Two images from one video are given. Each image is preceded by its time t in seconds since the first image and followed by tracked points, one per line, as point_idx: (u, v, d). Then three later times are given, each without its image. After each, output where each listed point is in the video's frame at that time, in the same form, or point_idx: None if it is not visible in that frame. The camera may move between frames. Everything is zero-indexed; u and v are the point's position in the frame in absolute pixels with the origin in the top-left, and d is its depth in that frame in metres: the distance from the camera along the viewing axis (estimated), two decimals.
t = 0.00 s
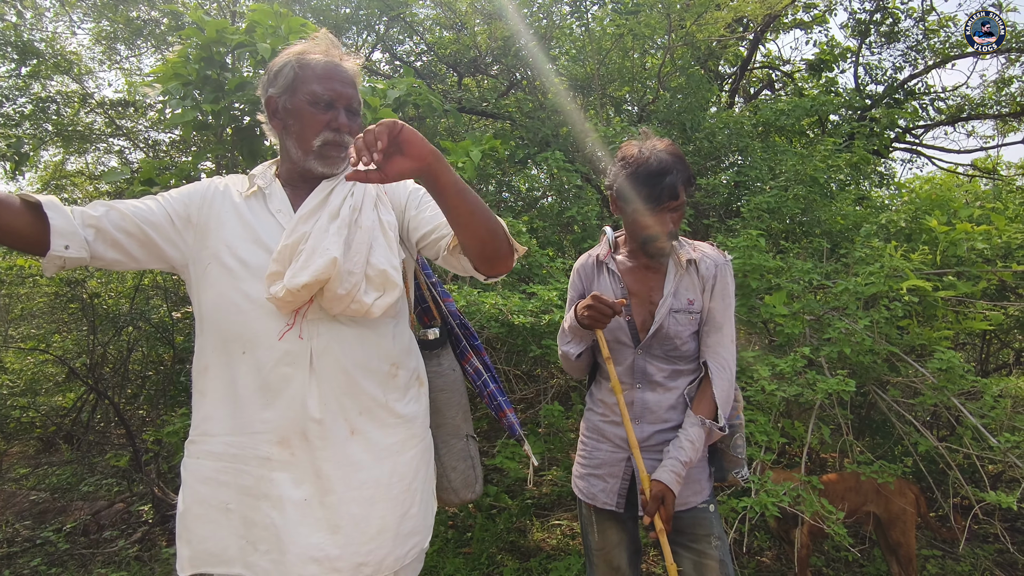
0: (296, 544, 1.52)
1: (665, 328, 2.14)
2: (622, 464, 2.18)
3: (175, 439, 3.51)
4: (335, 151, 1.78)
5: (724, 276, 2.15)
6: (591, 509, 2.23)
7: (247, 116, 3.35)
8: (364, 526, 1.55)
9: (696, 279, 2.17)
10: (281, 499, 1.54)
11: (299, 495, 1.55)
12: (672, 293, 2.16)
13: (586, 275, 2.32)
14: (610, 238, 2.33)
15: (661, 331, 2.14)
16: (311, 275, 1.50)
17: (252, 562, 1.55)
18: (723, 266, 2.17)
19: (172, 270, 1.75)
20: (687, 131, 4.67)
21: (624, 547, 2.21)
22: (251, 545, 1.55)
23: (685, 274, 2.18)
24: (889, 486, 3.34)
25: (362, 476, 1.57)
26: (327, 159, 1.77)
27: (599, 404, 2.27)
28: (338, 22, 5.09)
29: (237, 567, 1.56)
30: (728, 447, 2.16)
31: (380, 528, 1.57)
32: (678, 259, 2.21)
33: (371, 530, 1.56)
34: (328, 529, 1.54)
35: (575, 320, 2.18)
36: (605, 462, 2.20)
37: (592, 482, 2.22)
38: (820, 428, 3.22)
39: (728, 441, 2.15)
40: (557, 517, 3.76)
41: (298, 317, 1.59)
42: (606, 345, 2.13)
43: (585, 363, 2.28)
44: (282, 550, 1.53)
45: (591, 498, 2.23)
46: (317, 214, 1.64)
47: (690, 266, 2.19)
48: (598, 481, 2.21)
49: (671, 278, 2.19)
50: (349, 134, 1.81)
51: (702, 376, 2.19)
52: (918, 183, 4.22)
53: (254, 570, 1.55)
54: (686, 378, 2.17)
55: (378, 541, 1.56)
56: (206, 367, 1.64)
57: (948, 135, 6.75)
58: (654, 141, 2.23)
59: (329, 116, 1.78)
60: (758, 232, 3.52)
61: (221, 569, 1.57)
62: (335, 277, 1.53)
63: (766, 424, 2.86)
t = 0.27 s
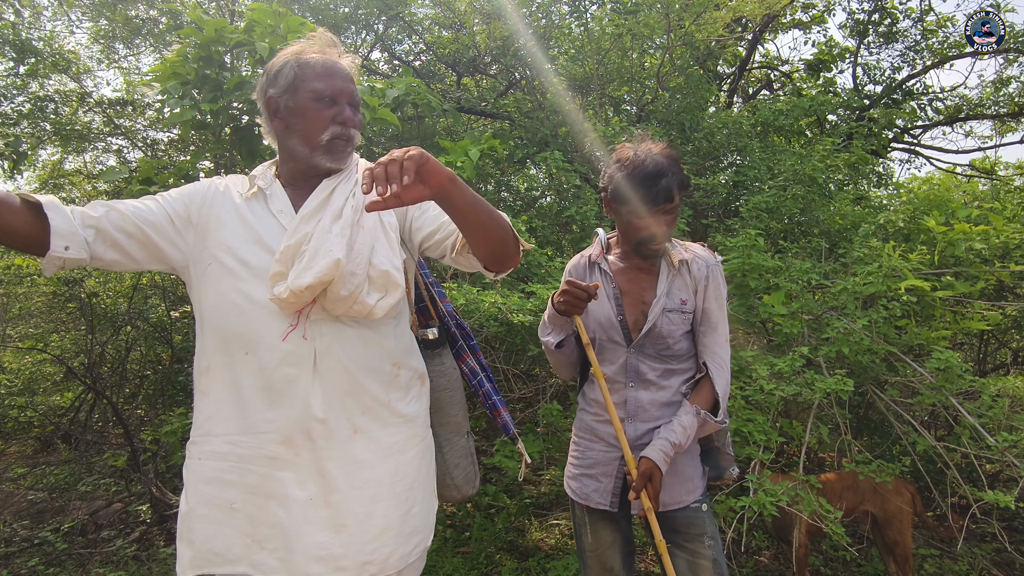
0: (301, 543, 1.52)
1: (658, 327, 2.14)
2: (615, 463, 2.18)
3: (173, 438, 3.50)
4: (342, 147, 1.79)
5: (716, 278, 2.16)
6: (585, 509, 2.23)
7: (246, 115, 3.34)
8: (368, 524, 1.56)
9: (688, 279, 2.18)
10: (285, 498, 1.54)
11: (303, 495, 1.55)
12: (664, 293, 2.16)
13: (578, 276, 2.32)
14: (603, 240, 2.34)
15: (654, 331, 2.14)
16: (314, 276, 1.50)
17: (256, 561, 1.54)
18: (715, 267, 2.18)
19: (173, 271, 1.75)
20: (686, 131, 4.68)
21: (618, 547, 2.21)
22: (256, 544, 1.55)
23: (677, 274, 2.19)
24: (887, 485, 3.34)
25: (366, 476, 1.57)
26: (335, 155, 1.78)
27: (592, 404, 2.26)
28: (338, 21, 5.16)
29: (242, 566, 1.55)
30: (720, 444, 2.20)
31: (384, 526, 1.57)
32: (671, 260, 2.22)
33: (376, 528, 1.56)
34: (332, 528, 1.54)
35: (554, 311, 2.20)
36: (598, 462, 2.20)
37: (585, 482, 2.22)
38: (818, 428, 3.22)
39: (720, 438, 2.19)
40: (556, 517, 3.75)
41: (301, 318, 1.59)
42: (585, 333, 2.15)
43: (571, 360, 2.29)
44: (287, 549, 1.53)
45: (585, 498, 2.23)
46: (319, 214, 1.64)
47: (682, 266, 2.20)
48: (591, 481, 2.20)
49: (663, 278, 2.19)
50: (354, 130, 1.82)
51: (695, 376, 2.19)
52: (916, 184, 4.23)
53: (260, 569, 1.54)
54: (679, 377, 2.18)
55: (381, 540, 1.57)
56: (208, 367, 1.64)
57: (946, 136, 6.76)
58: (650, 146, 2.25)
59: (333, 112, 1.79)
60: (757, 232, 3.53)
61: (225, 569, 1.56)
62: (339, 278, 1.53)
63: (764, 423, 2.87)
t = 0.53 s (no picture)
0: (308, 541, 1.53)
1: (653, 328, 2.15)
2: (611, 463, 2.18)
3: (172, 437, 3.50)
4: (337, 142, 1.78)
5: (709, 280, 2.18)
6: (581, 509, 2.23)
7: (245, 114, 3.34)
8: (376, 519, 1.57)
9: (683, 281, 2.18)
10: (291, 498, 1.54)
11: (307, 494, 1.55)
12: (660, 294, 2.17)
13: (574, 278, 2.31)
14: (597, 241, 2.31)
15: (649, 332, 2.15)
16: (316, 275, 1.49)
17: (261, 561, 1.54)
18: (708, 269, 2.19)
19: (173, 272, 1.75)
20: (686, 131, 4.68)
21: (614, 547, 2.20)
22: (259, 544, 1.54)
23: (672, 276, 2.19)
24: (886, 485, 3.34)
25: (372, 472, 1.58)
26: (331, 151, 1.77)
27: (587, 404, 2.27)
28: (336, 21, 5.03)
29: (245, 567, 1.55)
30: (715, 446, 2.20)
31: (390, 521, 1.58)
32: (666, 262, 2.21)
33: (383, 523, 1.57)
34: (338, 525, 1.54)
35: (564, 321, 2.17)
36: (594, 462, 2.21)
37: (580, 482, 2.22)
38: (817, 427, 3.22)
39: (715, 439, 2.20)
40: (555, 517, 3.75)
41: (304, 317, 1.59)
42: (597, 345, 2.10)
43: (570, 366, 2.27)
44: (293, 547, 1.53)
45: (580, 499, 2.23)
46: (318, 213, 1.63)
47: (677, 268, 2.20)
48: (587, 481, 2.21)
49: (659, 280, 2.19)
50: (348, 124, 1.81)
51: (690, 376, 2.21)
52: (916, 184, 4.23)
53: (264, 569, 1.54)
54: (674, 378, 2.18)
55: (388, 534, 1.58)
56: (210, 369, 1.63)
57: (945, 136, 6.77)
58: (646, 147, 2.24)
59: (326, 108, 1.79)
60: (756, 232, 3.53)
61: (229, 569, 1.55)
62: (340, 277, 1.52)
63: (764, 423, 2.87)
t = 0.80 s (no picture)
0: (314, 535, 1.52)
1: (650, 327, 2.14)
2: (606, 463, 2.18)
3: (172, 437, 3.50)
4: (333, 141, 1.76)
5: (708, 280, 2.16)
6: (577, 508, 2.24)
7: (244, 114, 3.34)
8: (380, 510, 1.57)
9: (681, 281, 2.18)
10: (295, 494, 1.54)
11: (311, 488, 1.55)
12: (657, 293, 2.17)
13: (573, 278, 2.32)
14: (597, 242, 2.32)
15: (646, 331, 2.15)
16: (314, 268, 1.49)
17: (264, 561, 1.53)
18: (707, 268, 2.18)
19: (173, 273, 1.75)
20: (685, 131, 4.69)
21: (611, 547, 2.21)
22: (263, 544, 1.53)
23: (670, 276, 2.19)
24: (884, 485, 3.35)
25: (374, 464, 1.57)
26: (327, 150, 1.75)
27: (584, 404, 2.28)
28: (337, 20, 5.08)
29: (248, 569, 1.53)
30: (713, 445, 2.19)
31: (396, 511, 1.58)
32: (664, 262, 2.22)
33: (388, 514, 1.57)
34: (343, 517, 1.54)
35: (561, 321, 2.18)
36: (590, 461, 2.21)
37: (577, 481, 2.22)
38: (816, 428, 3.22)
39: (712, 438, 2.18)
40: (554, 517, 3.76)
41: (303, 313, 1.59)
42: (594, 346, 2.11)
43: (570, 366, 2.28)
44: (298, 543, 1.52)
45: (577, 498, 2.23)
46: (315, 208, 1.63)
47: (675, 268, 2.20)
48: (583, 480, 2.21)
49: (656, 280, 2.20)
50: (343, 123, 1.80)
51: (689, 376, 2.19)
52: (915, 184, 4.24)
53: (268, 569, 1.52)
54: (672, 377, 2.18)
55: (393, 523, 1.58)
56: (212, 368, 1.64)
57: (945, 136, 6.77)
58: (643, 148, 2.24)
59: (320, 107, 1.77)
60: (755, 233, 3.53)
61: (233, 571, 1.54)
62: (339, 269, 1.52)
63: (763, 423, 2.87)
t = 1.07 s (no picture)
0: (318, 534, 1.51)
1: (652, 327, 2.14)
2: (608, 462, 2.18)
3: (171, 437, 3.49)
4: (331, 145, 1.76)
5: (710, 279, 2.15)
6: (579, 507, 2.24)
7: (244, 114, 3.35)
8: (383, 509, 1.55)
9: (682, 280, 2.17)
10: (298, 493, 1.53)
11: (315, 487, 1.54)
12: (659, 293, 2.16)
13: (574, 277, 2.32)
14: (599, 242, 2.33)
15: (648, 330, 2.14)
16: (314, 265, 1.49)
17: (271, 561, 1.53)
18: (708, 267, 2.17)
19: (174, 274, 1.75)
20: (685, 131, 4.69)
21: (613, 546, 2.21)
22: (268, 544, 1.53)
23: (671, 275, 2.19)
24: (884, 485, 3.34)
25: (377, 461, 1.56)
26: (325, 154, 1.75)
27: (586, 403, 2.28)
28: (337, 19, 5.03)
29: (255, 569, 1.53)
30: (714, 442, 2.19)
31: (399, 508, 1.57)
32: (665, 261, 2.21)
33: (390, 513, 1.56)
34: (346, 516, 1.53)
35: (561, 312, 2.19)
36: (592, 461, 2.21)
37: (579, 481, 2.22)
38: (816, 428, 3.22)
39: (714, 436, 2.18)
40: (554, 516, 3.77)
41: (305, 311, 1.58)
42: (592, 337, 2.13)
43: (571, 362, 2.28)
44: (303, 543, 1.51)
45: (579, 497, 2.23)
46: (315, 206, 1.63)
47: (676, 267, 2.19)
48: (585, 480, 2.21)
49: (657, 279, 2.19)
50: (341, 125, 1.79)
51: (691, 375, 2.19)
52: (915, 184, 4.24)
53: (274, 569, 1.52)
54: (673, 376, 2.18)
55: (398, 521, 1.57)
56: (214, 369, 1.64)
57: (945, 136, 6.77)
58: (640, 148, 2.24)
59: (317, 111, 1.77)
60: (755, 233, 3.53)
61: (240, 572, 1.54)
62: (339, 266, 1.51)
63: (763, 423, 2.87)
